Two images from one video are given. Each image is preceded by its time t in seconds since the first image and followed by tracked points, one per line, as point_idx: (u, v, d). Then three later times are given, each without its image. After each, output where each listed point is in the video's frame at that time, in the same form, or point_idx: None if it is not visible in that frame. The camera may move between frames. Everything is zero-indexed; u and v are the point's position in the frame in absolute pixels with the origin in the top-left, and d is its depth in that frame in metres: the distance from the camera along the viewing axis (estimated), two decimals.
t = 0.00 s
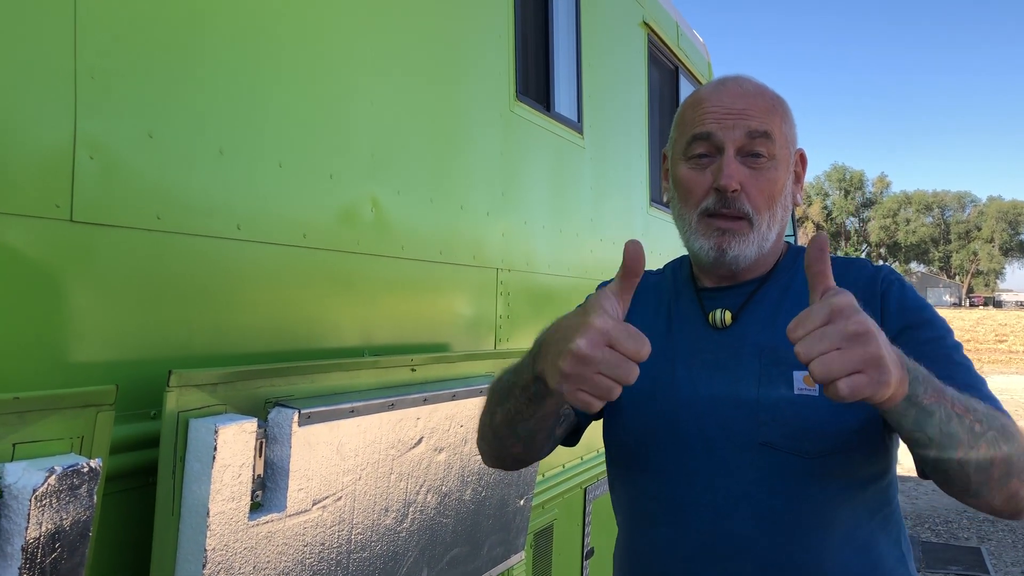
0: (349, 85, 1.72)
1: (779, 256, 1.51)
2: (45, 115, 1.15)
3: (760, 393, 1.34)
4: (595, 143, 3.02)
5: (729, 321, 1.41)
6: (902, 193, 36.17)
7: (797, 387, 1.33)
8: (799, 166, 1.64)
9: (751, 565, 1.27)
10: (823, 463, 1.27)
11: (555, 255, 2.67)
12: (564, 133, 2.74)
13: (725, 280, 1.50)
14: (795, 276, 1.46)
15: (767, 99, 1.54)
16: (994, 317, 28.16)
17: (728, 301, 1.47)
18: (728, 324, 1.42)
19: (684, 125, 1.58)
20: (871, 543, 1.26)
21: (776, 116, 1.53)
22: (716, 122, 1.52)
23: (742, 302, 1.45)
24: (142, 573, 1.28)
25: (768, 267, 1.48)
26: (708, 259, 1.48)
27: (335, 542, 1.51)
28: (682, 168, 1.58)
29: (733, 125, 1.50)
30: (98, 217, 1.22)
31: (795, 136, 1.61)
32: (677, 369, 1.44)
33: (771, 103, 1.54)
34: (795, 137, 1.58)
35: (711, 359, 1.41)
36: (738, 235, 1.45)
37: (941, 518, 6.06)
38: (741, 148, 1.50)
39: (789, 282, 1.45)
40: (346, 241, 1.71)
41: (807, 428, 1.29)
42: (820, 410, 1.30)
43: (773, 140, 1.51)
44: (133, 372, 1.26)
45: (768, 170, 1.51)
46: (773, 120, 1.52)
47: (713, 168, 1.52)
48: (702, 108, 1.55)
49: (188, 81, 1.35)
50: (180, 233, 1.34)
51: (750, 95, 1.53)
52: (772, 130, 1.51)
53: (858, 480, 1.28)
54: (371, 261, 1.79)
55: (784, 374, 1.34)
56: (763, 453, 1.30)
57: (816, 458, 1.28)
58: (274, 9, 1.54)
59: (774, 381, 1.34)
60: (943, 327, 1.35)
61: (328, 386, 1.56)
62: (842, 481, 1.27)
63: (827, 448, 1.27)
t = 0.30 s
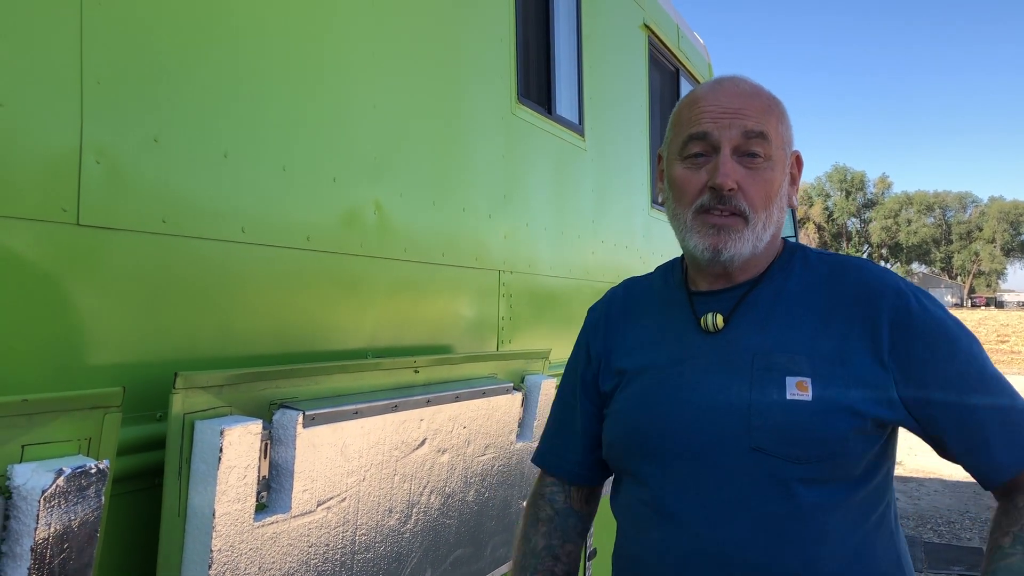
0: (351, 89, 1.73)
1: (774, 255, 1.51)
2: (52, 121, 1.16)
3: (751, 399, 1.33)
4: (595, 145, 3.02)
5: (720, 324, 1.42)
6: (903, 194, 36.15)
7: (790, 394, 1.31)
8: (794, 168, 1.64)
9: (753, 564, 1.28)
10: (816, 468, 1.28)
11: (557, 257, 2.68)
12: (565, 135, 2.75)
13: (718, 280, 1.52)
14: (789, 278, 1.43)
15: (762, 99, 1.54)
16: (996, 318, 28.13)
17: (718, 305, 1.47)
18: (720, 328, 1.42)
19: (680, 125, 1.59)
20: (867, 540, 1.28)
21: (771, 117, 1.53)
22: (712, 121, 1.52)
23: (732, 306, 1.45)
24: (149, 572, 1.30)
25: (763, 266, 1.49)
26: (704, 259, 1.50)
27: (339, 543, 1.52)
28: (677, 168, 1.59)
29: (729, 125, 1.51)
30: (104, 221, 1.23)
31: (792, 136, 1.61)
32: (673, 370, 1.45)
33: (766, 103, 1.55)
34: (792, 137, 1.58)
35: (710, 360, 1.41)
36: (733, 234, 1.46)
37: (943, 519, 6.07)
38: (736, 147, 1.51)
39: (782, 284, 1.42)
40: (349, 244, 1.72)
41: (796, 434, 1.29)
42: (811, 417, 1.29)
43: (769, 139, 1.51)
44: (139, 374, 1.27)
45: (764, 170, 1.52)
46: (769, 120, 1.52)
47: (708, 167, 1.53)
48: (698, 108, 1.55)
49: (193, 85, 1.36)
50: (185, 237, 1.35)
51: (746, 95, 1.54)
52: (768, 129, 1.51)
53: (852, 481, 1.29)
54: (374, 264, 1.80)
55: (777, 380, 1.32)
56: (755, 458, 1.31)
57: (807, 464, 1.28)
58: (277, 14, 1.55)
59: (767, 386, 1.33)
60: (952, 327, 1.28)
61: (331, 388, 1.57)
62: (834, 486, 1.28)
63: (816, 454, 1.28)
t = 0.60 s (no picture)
0: (353, 91, 1.74)
1: (773, 257, 1.52)
2: (59, 123, 1.17)
3: (754, 402, 1.34)
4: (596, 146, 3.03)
5: (720, 328, 1.42)
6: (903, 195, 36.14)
7: (793, 398, 1.31)
8: (793, 168, 1.65)
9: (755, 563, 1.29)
10: (817, 471, 1.28)
11: (558, 259, 2.69)
12: (566, 137, 2.76)
13: (717, 283, 1.52)
14: (790, 280, 1.43)
15: (760, 100, 1.55)
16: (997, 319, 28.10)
17: (719, 309, 1.47)
18: (719, 332, 1.42)
19: (677, 126, 1.59)
20: (865, 540, 1.29)
21: (769, 117, 1.54)
22: (710, 122, 1.53)
23: (732, 309, 1.46)
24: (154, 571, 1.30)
25: (762, 268, 1.50)
26: (703, 261, 1.50)
27: (343, 543, 1.53)
28: (675, 169, 1.60)
29: (728, 125, 1.51)
30: (110, 223, 1.24)
31: (790, 137, 1.62)
32: (673, 372, 1.46)
33: (764, 104, 1.55)
34: (790, 137, 1.59)
35: (712, 362, 1.41)
36: (733, 236, 1.46)
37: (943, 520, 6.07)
38: (734, 148, 1.52)
39: (783, 286, 1.43)
40: (352, 246, 1.73)
41: (798, 438, 1.29)
42: (813, 420, 1.29)
43: (767, 140, 1.52)
44: (144, 374, 1.28)
45: (762, 171, 1.52)
46: (767, 121, 1.53)
47: (707, 168, 1.54)
48: (696, 109, 1.56)
49: (197, 88, 1.37)
50: (190, 238, 1.36)
51: (744, 95, 1.54)
52: (766, 130, 1.52)
53: (848, 485, 1.29)
54: (377, 265, 1.81)
55: (778, 384, 1.33)
56: (758, 465, 1.31)
57: (810, 469, 1.28)
58: (280, 16, 1.56)
59: (769, 388, 1.33)
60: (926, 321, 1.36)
61: (334, 389, 1.57)
62: (836, 488, 1.29)
63: (818, 459, 1.28)
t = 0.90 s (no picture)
0: (354, 94, 1.74)
1: (778, 260, 1.52)
2: (61, 127, 1.18)
3: (759, 404, 1.34)
4: (597, 149, 3.03)
5: (726, 332, 1.42)
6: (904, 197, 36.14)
7: (797, 401, 1.32)
8: (796, 172, 1.65)
9: (754, 565, 1.29)
10: (821, 474, 1.28)
11: (559, 261, 2.69)
12: (566, 139, 2.76)
13: (722, 287, 1.52)
14: (794, 284, 1.44)
15: (765, 103, 1.55)
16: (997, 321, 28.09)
17: (727, 312, 1.48)
18: (726, 335, 1.42)
19: (683, 129, 1.59)
20: (866, 543, 1.29)
21: (774, 120, 1.54)
22: (716, 125, 1.53)
23: (739, 312, 1.46)
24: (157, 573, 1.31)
25: (767, 271, 1.50)
26: (708, 264, 1.51)
27: (344, 544, 1.53)
28: (681, 171, 1.60)
29: (733, 128, 1.52)
30: (113, 226, 1.24)
31: (794, 140, 1.62)
32: (675, 374, 1.46)
33: (769, 107, 1.56)
34: (795, 140, 1.59)
35: (717, 364, 1.42)
36: (738, 239, 1.47)
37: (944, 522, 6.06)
38: (740, 151, 1.52)
39: (787, 290, 1.43)
40: (353, 248, 1.73)
41: (802, 441, 1.30)
42: (816, 424, 1.30)
43: (772, 143, 1.52)
44: (147, 377, 1.28)
45: (767, 173, 1.53)
46: (772, 124, 1.53)
47: (712, 171, 1.54)
48: (701, 112, 1.56)
49: (199, 91, 1.38)
50: (192, 241, 1.37)
51: (750, 99, 1.55)
52: (771, 133, 1.52)
53: (854, 488, 1.30)
54: (378, 267, 1.81)
55: (784, 386, 1.34)
56: (760, 466, 1.32)
57: (813, 472, 1.28)
58: (282, 20, 1.56)
59: (774, 390, 1.34)
60: (928, 324, 1.36)
61: (337, 391, 1.57)
62: (837, 492, 1.29)
63: (821, 462, 1.28)
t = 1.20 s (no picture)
0: (354, 96, 1.75)
1: (781, 260, 1.52)
2: (61, 130, 1.18)
3: (759, 400, 1.34)
4: (597, 151, 3.03)
5: (730, 330, 1.42)
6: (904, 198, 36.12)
7: (797, 397, 1.32)
8: (801, 175, 1.65)
9: (755, 567, 1.29)
10: (823, 469, 1.28)
11: (559, 262, 2.69)
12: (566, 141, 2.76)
13: (725, 287, 1.52)
14: (796, 284, 1.44)
15: (771, 105, 1.55)
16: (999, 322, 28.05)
17: (730, 310, 1.48)
18: (729, 333, 1.42)
19: (689, 129, 1.59)
20: (867, 545, 1.29)
21: (779, 122, 1.54)
22: (722, 125, 1.53)
23: (742, 312, 1.46)
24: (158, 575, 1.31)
25: (770, 271, 1.50)
26: (712, 264, 1.51)
27: (344, 547, 1.53)
28: (686, 171, 1.60)
29: (739, 129, 1.51)
30: (113, 228, 1.24)
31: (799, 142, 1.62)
32: (676, 375, 1.46)
33: (774, 109, 1.55)
34: (800, 142, 1.59)
35: (719, 365, 1.42)
36: (742, 239, 1.47)
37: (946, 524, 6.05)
38: (745, 152, 1.52)
39: (790, 290, 1.43)
40: (353, 250, 1.73)
41: (803, 437, 1.29)
42: (817, 422, 1.30)
43: (777, 144, 1.52)
44: (148, 380, 1.28)
45: (771, 174, 1.53)
46: (777, 125, 1.53)
47: (717, 171, 1.54)
48: (708, 112, 1.56)
49: (199, 94, 1.38)
50: (192, 244, 1.37)
51: (756, 100, 1.55)
52: (777, 134, 1.52)
53: (858, 487, 1.29)
54: (378, 270, 1.81)
55: (784, 382, 1.33)
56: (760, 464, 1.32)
57: (815, 467, 1.28)
58: (282, 22, 1.56)
59: (774, 387, 1.34)
60: (925, 323, 1.35)
61: (337, 394, 1.58)
62: (839, 490, 1.29)
63: (822, 458, 1.28)
